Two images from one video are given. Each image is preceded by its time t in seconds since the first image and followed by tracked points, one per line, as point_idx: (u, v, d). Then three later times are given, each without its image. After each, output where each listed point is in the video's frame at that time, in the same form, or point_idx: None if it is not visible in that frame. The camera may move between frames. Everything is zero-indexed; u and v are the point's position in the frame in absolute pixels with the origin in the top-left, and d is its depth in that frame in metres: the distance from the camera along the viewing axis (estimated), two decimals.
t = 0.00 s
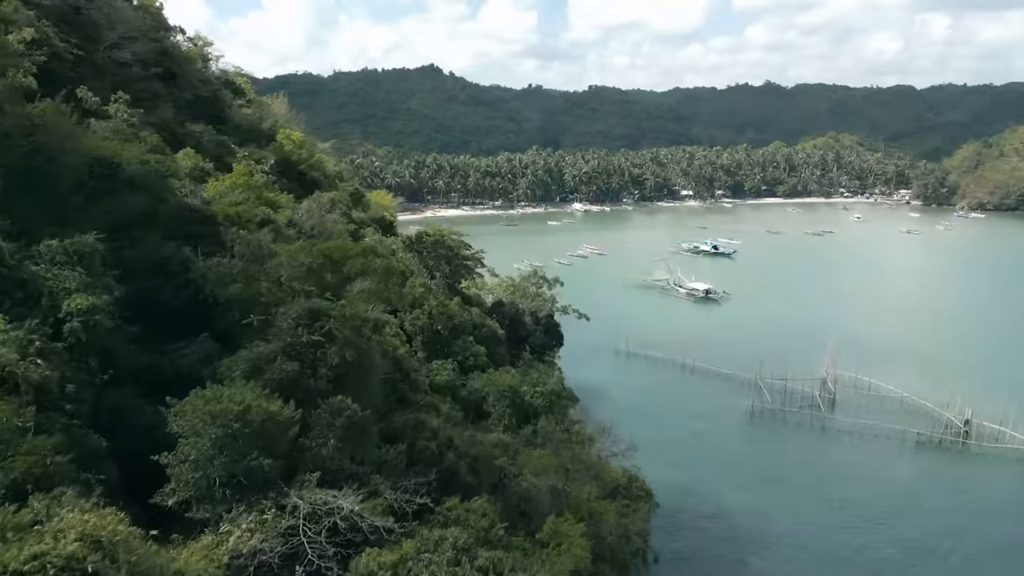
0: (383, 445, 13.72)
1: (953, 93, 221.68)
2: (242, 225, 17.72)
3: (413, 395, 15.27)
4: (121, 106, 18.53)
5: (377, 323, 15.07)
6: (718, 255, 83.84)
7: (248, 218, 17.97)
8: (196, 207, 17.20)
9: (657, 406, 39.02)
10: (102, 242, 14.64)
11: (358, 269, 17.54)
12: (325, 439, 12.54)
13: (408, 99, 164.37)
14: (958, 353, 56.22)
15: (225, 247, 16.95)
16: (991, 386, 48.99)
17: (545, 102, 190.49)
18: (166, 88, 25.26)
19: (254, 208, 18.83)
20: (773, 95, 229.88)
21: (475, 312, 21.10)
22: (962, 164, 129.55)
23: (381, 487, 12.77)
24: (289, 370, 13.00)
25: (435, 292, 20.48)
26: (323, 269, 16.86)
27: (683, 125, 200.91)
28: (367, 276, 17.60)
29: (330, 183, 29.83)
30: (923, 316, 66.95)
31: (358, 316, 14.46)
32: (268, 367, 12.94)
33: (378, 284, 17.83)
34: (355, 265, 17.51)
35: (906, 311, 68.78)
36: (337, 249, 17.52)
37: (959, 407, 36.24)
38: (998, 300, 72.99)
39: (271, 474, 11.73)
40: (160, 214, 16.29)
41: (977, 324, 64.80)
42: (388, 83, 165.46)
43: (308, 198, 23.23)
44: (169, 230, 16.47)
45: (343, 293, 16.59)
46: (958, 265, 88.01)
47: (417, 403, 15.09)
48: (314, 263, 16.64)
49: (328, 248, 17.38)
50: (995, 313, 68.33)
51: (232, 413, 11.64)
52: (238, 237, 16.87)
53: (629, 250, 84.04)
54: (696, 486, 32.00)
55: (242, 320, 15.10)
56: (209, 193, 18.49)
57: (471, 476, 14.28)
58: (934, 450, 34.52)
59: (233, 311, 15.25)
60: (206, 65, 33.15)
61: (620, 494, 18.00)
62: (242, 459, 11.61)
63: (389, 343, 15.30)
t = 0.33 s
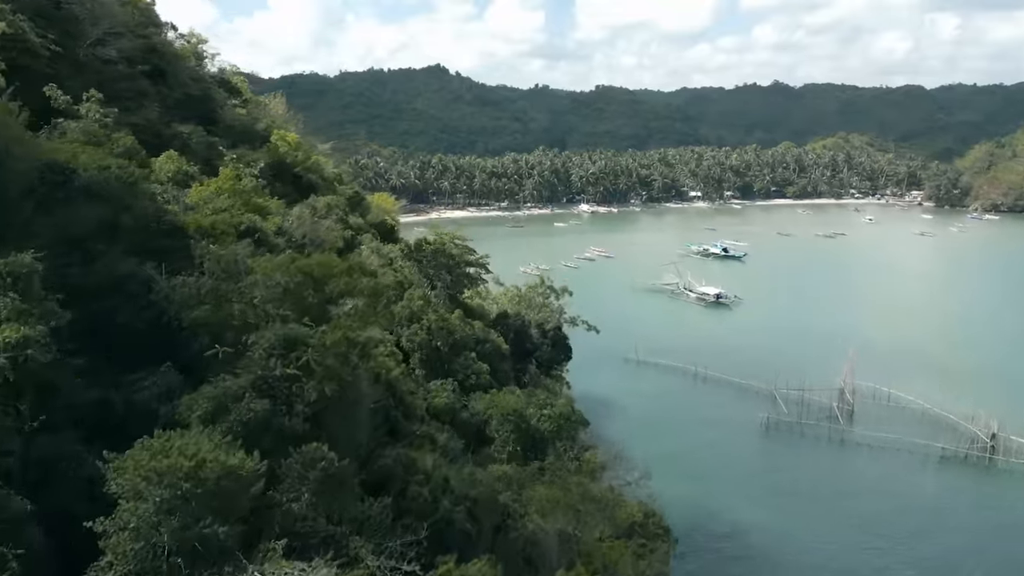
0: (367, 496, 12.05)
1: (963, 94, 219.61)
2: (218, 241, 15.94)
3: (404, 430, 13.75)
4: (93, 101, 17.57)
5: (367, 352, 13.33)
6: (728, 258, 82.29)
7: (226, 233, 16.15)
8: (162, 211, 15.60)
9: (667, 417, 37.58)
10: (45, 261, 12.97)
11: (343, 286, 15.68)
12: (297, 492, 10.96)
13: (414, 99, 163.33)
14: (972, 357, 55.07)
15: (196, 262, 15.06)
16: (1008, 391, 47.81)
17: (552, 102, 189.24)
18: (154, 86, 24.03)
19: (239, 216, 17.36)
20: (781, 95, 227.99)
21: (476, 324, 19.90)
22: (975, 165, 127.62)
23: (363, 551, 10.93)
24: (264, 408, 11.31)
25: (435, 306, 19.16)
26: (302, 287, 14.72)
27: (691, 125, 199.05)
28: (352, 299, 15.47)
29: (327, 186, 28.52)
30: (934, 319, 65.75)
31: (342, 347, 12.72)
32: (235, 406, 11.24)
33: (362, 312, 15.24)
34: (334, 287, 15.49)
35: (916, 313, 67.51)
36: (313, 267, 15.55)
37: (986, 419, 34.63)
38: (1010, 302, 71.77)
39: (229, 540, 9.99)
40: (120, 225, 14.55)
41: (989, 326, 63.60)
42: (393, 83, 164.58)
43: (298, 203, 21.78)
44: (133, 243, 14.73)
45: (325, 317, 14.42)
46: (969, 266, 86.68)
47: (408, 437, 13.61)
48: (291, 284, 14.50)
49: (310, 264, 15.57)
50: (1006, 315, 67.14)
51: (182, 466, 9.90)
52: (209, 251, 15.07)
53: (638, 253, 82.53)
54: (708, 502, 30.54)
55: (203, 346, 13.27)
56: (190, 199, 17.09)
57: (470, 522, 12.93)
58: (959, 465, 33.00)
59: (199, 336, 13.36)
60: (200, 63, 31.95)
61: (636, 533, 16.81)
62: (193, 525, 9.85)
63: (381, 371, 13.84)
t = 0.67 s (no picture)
0: (344, 566, 10.83)
1: (974, 93, 217.57)
2: (185, 258, 13.83)
3: (393, 470, 12.62)
4: (59, 99, 15.94)
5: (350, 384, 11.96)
6: (739, 261, 80.81)
7: (198, 243, 14.36)
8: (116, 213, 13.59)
9: (677, 426, 36.13)
10: None
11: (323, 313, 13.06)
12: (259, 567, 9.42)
13: (420, 99, 162.63)
14: (985, 359, 53.90)
15: (156, 285, 12.90)
16: None
17: (559, 102, 188.18)
18: (140, 84, 22.94)
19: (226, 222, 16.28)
20: (790, 95, 226.17)
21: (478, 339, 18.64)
22: (988, 166, 125.70)
23: None
24: (230, 455, 9.88)
25: (434, 319, 17.86)
26: (278, 311, 12.26)
27: (699, 125, 197.36)
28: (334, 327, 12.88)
29: (325, 189, 27.32)
30: (945, 320, 64.53)
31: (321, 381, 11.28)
32: (196, 453, 9.82)
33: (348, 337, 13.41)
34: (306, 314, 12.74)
35: (926, 315, 66.33)
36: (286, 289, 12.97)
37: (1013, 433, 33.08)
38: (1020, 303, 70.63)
39: None
40: (72, 237, 12.49)
41: (1000, 327, 62.49)
42: (400, 83, 164.11)
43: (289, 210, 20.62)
44: (87, 258, 12.71)
45: (301, 343, 12.32)
46: (979, 267, 85.44)
47: (396, 479, 12.48)
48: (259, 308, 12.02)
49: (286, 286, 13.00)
50: (1016, 316, 66.08)
51: (107, 549, 8.43)
52: (169, 269, 12.88)
53: (646, 256, 81.16)
54: (723, 519, 29.16)
55: (156, 379, 11.58)
56: (172, 205, 15.97)
57: None
58: (986, 480, 31.48)
59: (154, 370, 11.56)
60: (194, 61, 30.79)
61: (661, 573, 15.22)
62: None
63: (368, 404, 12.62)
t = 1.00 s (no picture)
0: None
1: (985, 93, 215.23)
2: (148, 276, 12.57)
3: (381, 515, 11.51)
4: (26, 97, 14.61)
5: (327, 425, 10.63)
6: (749, 264, 79.37)
7: (165, 257, 13.22)
8: (78, 227, 12.85)
9: (687, 439, 34.83)
10: None
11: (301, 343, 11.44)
12: None
13: (427, 99, 161.78)
14: (1000, 363, 52.65)
15: (103, 312, 11.27)
16: None
17: (566, 102, 187.00)
18: (126, 82, 21.82)
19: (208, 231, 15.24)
20: (799, 95, 224.35)
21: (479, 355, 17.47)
22: (1001, 166, 123.70)
23: None
24: (175, 523, 8.61)
25: (433, 335, 16.54)
26: (241, 343, 10.72)
27: (708, 125, 195.62)
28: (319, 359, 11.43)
29: (322, 193, 26.14)
30: (958, 323, 63.22)
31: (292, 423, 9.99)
32: (133, 522, 8.48)
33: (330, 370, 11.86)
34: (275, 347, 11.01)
35: (938, 318, 64.98)
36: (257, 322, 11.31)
37: None
38: None
39: None
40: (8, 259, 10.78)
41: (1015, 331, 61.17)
42: (406, 83, 163.44)
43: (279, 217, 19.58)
44: (25, 281, 10.99)
45: (271, 381, 10.64)
46: (992, 270, 83.95)
47: (385, 526, 11.33)
48: (224, 339, 10.60)
49: (257, 318, 11.40)
50: None
51: None
52: (121, 293, 11.33)
53: (655, 258, 79.82)
54: (729, 536, 27.96)
55: (97, 425, 10.12)
56: (151, 212, 14.89)
57: None
58: (1013, 498, 30.01)
59: (98, 413, 10.10)
60: (189, 59, 29.67)
61: None
62: None
63: (351, 442, 11.55)
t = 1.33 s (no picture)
0: None
1: (996, 93, 212.92)
2: (100, 299, 11.27)
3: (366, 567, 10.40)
4: None
5: (300, 473, 9.27)
6: (760, 267, 77.94)
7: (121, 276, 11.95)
8: (42, 237, 12.01)
9: (699, 450, 33.59)
10: None
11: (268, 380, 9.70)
12: None
13: (433, 99, 160.93)
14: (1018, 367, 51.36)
15: (34, 345, 10.12)
16: None
17: (574, 102, 185.82)
18: (112, 81, 20.77)
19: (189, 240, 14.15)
20: (808, 95, 222.54)
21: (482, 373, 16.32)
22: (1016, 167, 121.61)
23: None
24: None
25: (432, 353, 15.37)
26: (195, 384, 9.10)
27: (716, 125, 193.93)
28: (287, 402, 9.56)
29: (319, 196, 25.00)
30: (974, 326, 61.93)
31: (249, 478, 8.67)
32: None
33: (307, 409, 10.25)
34: (236, 390, 9.32)
35: (952, 320, 63.71)
36: (216, 352, 9.76)
37: None
38: None
39: None
40: None
41: None
42: (413, 83, 162.90)
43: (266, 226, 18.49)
44: None
45: (230, 431, 9.08)
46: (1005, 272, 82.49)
47: None
48: (172, 381, 9.04)
49: (216, 348, 9.82)
50: None
51: None
52: (59, 324, 10.16)
53: (664, 260, 78.53)
54: (743, 555, 26.63)
55: (23, 482, 9.37)
56: (126, 221, 13.89)
57: None
58: None
59: (26, 467, 9.30)
60: (183, 58, 28.65)
61: None
62: None
63: (332, 487, 10.44)
